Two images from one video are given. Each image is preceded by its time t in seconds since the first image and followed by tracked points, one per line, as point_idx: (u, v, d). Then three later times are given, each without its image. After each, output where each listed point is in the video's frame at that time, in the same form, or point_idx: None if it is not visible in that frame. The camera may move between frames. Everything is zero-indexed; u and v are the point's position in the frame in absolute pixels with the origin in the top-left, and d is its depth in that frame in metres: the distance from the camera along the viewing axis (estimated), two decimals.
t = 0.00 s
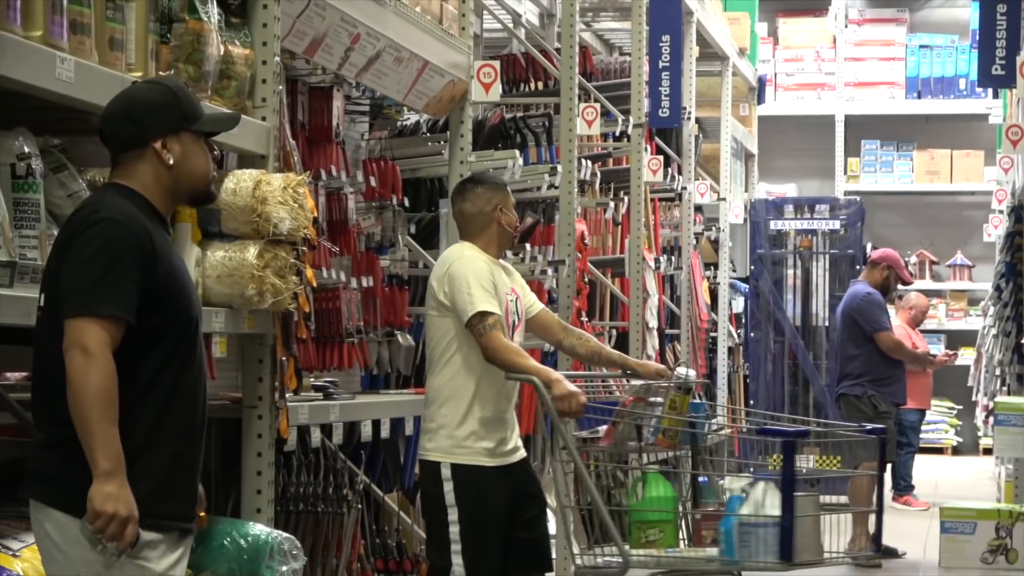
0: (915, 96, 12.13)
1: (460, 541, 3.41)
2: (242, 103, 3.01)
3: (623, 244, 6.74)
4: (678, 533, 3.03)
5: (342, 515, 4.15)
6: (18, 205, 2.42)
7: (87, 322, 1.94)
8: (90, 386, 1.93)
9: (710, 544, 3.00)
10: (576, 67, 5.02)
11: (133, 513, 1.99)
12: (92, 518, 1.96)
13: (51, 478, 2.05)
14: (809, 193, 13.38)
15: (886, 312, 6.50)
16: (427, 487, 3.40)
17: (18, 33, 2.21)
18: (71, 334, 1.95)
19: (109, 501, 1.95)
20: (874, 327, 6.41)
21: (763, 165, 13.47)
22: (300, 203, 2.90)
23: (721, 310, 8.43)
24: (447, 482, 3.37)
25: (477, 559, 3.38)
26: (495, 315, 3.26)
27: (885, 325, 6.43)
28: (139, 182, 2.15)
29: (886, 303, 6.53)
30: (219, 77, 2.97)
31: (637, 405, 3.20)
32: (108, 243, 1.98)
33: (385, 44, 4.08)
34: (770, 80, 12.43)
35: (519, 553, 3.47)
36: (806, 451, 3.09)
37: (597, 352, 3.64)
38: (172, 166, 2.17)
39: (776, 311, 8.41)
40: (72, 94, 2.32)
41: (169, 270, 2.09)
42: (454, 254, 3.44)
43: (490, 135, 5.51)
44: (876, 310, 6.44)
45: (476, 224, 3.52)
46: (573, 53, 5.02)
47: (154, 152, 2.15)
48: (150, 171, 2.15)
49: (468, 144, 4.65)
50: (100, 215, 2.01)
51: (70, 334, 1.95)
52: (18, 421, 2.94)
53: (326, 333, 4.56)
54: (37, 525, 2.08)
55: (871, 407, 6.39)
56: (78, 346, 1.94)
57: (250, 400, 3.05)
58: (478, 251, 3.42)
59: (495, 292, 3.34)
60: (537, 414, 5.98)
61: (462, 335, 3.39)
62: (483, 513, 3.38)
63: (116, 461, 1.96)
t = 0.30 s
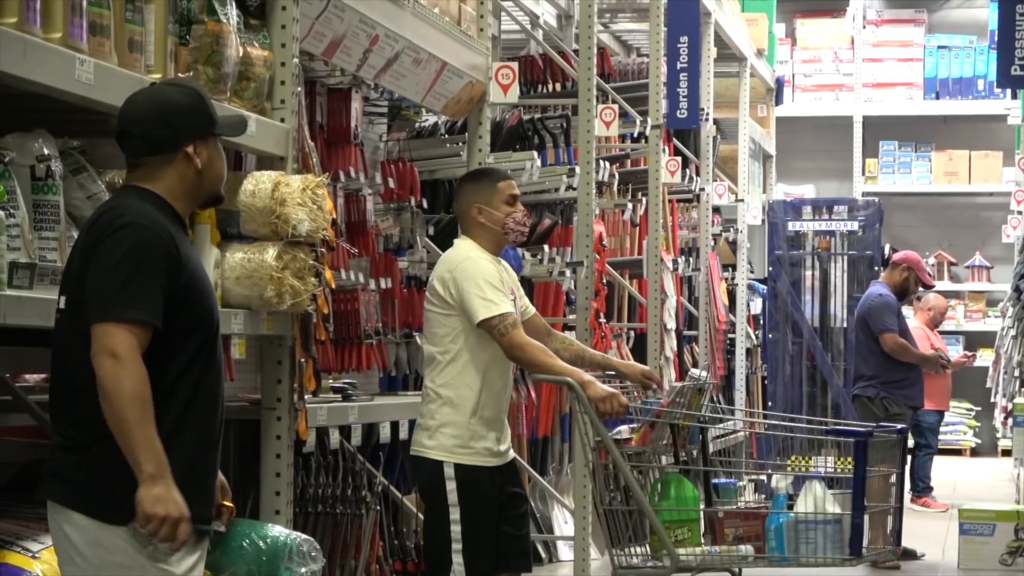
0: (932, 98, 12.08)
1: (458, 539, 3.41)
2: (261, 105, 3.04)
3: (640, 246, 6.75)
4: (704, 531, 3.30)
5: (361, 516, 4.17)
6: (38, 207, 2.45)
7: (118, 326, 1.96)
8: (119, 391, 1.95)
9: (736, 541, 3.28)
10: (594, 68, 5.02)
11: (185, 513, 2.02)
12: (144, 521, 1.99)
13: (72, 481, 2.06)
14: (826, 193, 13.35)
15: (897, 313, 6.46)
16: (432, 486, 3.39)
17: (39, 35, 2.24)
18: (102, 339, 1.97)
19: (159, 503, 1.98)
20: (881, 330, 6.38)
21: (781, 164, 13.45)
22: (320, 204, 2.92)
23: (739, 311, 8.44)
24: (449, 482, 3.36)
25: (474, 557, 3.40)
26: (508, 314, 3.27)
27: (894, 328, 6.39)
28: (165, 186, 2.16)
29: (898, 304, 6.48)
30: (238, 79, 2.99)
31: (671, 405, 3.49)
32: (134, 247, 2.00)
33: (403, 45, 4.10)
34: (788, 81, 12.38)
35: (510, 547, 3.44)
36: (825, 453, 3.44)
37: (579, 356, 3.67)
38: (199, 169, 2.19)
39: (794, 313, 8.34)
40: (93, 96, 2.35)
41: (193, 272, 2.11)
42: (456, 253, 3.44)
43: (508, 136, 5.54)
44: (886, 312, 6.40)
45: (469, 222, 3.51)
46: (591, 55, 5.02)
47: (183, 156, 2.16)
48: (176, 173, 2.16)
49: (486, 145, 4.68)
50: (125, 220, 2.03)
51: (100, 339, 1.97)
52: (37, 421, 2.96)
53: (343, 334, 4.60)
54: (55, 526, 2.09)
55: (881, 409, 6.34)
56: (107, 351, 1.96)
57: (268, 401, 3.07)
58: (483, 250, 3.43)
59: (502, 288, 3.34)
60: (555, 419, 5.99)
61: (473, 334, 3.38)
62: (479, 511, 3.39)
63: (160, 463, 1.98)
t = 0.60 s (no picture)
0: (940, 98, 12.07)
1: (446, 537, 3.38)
2: (269, 106, 3.04)
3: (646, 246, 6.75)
4: (699, 528, 3.55)
5: (367, 517, 4.19)
6: (46, 208, 2.46)
7: (145, 328, 1.96)
8: (150, 392, 1.95)
9: (724, 537, 3.58)
10: (601, 68, 5.02)
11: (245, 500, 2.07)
12: (206, 514, 2.02)
13: (83, 481, 2.06)
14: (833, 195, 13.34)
15: (899, 313, 6.44)
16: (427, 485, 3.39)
17: (46, 36, 2.24)
18: (130, 341, 1.96)
19: (219, 495, 2.01)
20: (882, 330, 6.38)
21: (788, 166, 13.44)
22: (327, 205, 2.91)
23: (745, 311, 8.43)
24: (439, 479, 3.35)
25: (463, 557, 3.37)
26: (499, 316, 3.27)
27: (895, 329, 6.38)
28: (176, 189, 2.17)
29: (900, 305, 6.46)
30: (245, 79, 3.00)
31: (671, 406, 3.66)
32: (158, 250, 2.01)
33: (411, 46, 4.11)
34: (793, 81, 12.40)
35: (501, 548, 3.43)
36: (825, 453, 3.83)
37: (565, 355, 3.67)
38: (211, 171, 2.19)
39: (800, 313, 8.38)
40: (101, 98, 2.36)
41: (207, 274, 2.13)
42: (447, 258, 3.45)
43: (515, 136, 5.54)
44: (888, 312, 6.40)
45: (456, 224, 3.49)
46: (598, 55, 5.03)
47: (196, 159, 2.16)
48: (188, 176, 2.17)
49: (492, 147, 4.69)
50: (146, 223, 2.03)
51: (127, 342, 1.96)
52: (45, 420, 2.97)
53: (350, 335, 4.60)
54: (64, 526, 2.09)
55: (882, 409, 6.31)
56: (135, 353, 1.96)
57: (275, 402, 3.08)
58: (468, 254, 3.43)
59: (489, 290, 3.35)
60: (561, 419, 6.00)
61: (461, 336, 3.39)
62: (470, 510, 3.37)
63: (210, 458, 2.00)
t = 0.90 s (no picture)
0: (912, 95, 12.12)
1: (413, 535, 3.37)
2: (241, 101, 3.01)
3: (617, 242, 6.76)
4: (658, 524, 3.58)
5: (338, 513, 4.17)
6: (16, 203, 2.42)
7: (133, 327, 1.94)
8: (138, 392, 1.93)
9: (680, 531, 3.63)
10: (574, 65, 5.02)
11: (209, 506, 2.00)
12: (170, 517, 1.96)
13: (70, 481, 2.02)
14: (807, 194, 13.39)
15: (870, 310, 6.46)
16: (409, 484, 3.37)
17: (18, 31, 2.22)
18: (117, 340, 1.94)
19: (186, 498, 1.96)
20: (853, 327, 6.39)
21: (762, 166, 13.47)
22: (299, 201, 2.89)
23: (717, 308, 8.45)
24: (406, 476, 3.34)
25: (429, 554, 3.36)
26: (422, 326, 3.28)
27: (865, 326, 6.39)
28: (151, 185, 2.12)
29: (870, 302, 6.48)
30: (218, 75, 2.96)
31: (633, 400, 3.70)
32: (147, 249, 1.98)
33: (384, 42, 4.09)
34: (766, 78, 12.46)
35: (469, 547, 3.42)
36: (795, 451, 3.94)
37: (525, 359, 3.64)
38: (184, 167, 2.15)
39: (772, 310, 8.39)
40: (73, 92, 2.33)
41: (191, 274, 2.10)
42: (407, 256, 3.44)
43: (488, 133, 5.53)
44: (860, 309, 6.42)
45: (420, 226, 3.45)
46: (571, 52, 5.03)
47: (170, 157, 2.12)
48: (163, 173, 2.12)
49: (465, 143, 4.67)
50: (133, 222, 2.00)
51: (116, 341, 1.94)
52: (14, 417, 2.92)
53: (322, 332, 4.56)
54: (48, 527, 2.05)
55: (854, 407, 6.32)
56: (125, 351, 1.93)
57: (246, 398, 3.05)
58: (426, 252, 3.40)
59: (436, 299, 3.34)
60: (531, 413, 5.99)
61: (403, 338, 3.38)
62: (436, 507, 3.35)
63: (182, 460, 1.96)
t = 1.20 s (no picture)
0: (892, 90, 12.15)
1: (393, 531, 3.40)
2: (222, 98, 3.00)
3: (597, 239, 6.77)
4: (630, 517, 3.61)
5: (321, 510, 4.15)
6: None
7: (147, 324, 1.92)
8: (153, 390, 1.91)
9: (652, 525, 3.65)
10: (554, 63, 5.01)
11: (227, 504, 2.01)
12: (189, 513, 1.96)
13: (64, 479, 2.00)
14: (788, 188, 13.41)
15: (852, 306, 6.48)
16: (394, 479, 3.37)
17: None
18: (132, 336, 1.92)
19: (206, 495, 1.96)
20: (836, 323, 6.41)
21: (743, 160, 13.49)
22: (280, 197, 2.88)
23: (699, 303, 8.46)
24: (385, 472, 3.35)
25: (410, 551, 3.37)
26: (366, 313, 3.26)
27: (848, 321, 6.42)
28: (156, 183, 2.11)
29: (853, 297, 6.50)
30: (198, 72, 2.95)
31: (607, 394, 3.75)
32: (160, 247, 1.97)
33: (364, 38, 4.07)
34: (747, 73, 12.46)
35: (451, 544, 3.41)
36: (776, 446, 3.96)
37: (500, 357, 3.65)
38: (188, 166, 2.14)
39: (753, 306, 8.42)
40: (53, 89, 2.31)
41: (198, 274, 2.09)
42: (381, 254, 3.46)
43: (468, 129, 5.52)
44: (842, 305, 6.44)
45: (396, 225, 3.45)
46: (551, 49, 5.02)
47: (175, 155, 2.11)
48: (169, 171, 2.11)
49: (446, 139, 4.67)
50: (147, 220, 1.99)
51: (130, 338, 1.92)
52: None
53: (304, 329, 4.55)
54: (57, 526, 2.03)
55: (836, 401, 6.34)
56: (139, 348, 1.92)
57: (229, 396, 3.02)
58: (397, 248, 3.41)
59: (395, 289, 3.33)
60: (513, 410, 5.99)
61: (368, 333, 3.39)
62: (415, 504, 3.35)
63: (199, 458, 1.96)
